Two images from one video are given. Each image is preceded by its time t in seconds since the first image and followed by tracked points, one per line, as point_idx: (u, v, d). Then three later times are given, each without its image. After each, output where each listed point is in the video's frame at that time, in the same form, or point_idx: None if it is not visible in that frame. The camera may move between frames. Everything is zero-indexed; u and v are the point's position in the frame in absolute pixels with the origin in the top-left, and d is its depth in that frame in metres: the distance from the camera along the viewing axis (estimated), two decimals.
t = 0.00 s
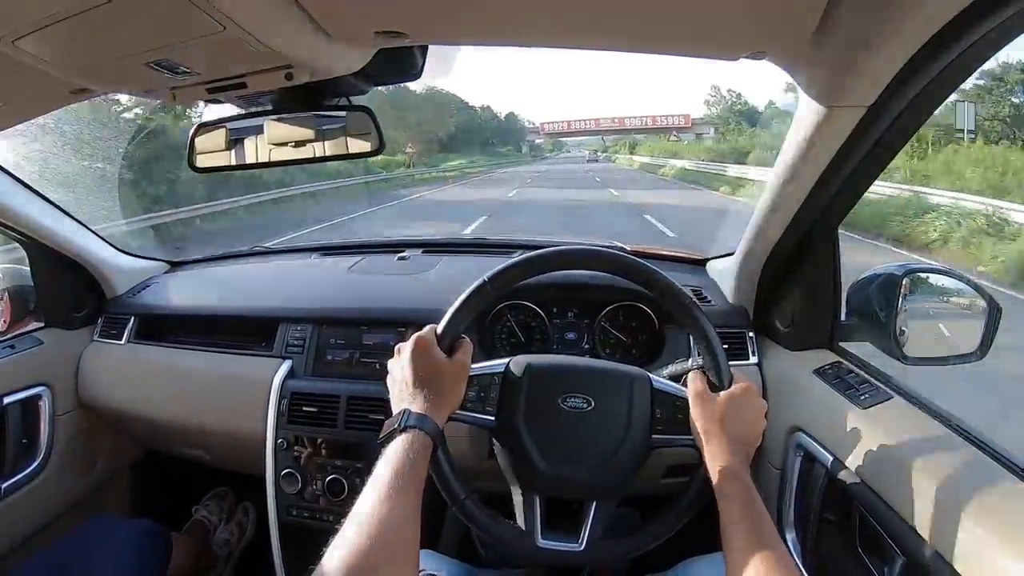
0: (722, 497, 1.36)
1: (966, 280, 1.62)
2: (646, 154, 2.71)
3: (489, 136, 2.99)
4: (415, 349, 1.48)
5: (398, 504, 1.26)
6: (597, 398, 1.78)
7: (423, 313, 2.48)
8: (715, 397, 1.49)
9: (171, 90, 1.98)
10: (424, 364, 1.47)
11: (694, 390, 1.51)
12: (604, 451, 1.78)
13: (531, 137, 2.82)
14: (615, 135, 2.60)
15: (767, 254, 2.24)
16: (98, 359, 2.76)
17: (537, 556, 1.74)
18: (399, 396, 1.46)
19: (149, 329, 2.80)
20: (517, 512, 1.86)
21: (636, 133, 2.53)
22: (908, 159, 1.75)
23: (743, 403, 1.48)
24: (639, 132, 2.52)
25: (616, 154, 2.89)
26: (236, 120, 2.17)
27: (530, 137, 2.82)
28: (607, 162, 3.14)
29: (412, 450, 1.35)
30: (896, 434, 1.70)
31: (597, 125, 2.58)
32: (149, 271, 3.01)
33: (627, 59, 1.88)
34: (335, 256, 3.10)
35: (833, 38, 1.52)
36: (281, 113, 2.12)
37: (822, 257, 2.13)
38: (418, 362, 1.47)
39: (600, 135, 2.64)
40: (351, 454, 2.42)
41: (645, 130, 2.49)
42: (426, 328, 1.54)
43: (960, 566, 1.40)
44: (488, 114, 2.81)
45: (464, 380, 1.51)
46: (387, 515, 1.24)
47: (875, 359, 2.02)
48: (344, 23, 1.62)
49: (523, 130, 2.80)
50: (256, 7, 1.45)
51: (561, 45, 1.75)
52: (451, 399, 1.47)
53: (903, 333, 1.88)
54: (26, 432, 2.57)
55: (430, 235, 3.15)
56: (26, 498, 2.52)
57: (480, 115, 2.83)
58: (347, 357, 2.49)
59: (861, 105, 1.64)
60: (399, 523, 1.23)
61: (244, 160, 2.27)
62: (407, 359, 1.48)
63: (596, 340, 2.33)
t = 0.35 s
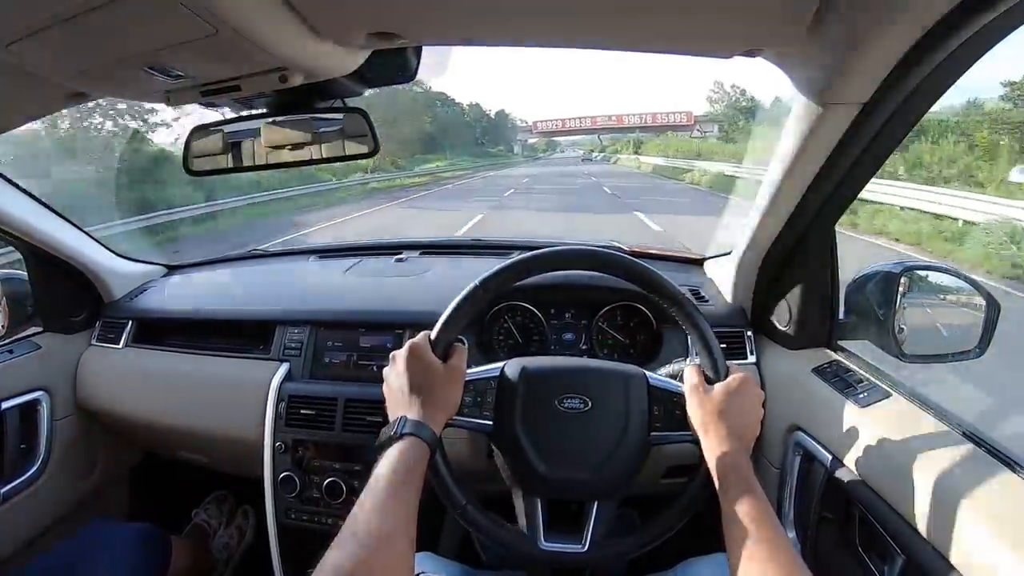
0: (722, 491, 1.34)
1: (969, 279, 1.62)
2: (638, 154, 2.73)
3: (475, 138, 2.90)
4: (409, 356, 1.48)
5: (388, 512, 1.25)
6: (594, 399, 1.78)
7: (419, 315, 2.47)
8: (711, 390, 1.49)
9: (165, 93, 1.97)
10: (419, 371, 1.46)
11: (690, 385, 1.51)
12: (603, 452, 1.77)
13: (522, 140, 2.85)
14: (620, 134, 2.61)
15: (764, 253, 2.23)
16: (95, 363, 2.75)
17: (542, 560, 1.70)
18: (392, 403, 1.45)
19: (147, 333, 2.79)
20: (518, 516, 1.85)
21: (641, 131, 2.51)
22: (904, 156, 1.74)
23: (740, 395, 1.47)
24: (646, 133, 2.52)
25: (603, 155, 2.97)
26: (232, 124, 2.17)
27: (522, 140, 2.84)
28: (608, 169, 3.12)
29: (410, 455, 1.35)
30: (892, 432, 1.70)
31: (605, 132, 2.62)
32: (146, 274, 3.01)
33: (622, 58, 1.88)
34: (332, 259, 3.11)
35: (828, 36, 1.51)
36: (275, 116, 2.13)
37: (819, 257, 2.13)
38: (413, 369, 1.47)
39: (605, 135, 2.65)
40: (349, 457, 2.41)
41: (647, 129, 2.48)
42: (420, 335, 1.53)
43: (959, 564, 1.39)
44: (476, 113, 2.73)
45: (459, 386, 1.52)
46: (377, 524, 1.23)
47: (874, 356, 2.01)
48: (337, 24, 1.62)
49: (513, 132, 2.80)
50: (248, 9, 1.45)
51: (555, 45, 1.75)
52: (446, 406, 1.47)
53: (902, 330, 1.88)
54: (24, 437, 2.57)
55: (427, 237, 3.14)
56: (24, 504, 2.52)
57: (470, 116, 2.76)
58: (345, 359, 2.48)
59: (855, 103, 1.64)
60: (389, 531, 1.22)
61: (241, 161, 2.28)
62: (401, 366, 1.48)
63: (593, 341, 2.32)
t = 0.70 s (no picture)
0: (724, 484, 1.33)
1: (969, 273, 1.63)
2: (647, 152, 2.65)
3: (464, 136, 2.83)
4: (408, 353, 1.47)
5: (395, 504, 1.25)
6: (594, 395, 1.77)
7: (418, 313, 2.46)
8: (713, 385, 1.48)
9: (160, 92, 1.96)
10: (417, 370, 1.45)
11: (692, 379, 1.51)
12: (603, 448, 1.76)
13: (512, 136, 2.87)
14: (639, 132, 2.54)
15: (763, 248, 2.22)
16: (93, 364, 2.74)
17: (540, 558, 1.68)
18: (392, 402, 1.44)
19: (144, 333, 2.78)
20: (518, 513, 1.82)
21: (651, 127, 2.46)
22: (905, 148, 1.73)
23: (742, 389, 1.47)
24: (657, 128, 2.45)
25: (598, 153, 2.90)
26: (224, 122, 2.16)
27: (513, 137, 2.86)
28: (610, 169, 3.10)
29: (410, 454, 1.34)
30: (894, 426, 1.69)
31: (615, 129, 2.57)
32: (143, 275, 3.00)
33: (618, 52, 1.87)
34: (330, 257, 3.09)
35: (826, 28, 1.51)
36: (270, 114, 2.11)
37: (819, 251, 2.13)
38: (412, 366, 1.46)
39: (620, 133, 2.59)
40: (349, 456, 2.40)
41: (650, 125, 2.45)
42: (418, 333, 1.53)
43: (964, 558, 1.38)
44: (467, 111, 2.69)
45: (459, 384, 1.50)
46: (384, 515, 1.23)
47: (874, 350, 2.00)
48: (333, 20, 1.61)
49: (503, 129, 2.83)
50: (243, 5, 1.44)
51: (552, 40, 1.74)
52: (445, 405, 1.45)
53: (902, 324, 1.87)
54: (22, 440, 2.55)
55: (424, 235, 3.13)
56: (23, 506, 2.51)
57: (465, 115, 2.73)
58: (343, 358, 2.47)
59: (854, 96, 1.63)
60: (395, 522, 1.23)
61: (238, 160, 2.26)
62: (399, 365, 1.47)
63: (593, 337, 2.31)
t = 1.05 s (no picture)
0: (720, 484, 1.35)
1: (961, 273, 1.63)
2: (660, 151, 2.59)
3: (454, 134, 2.86)
4: (405, 354, 1.47)
5: (393, 492, 1.28)
6: (591, 396, 1.79)
7: (415, 314, 2.47)
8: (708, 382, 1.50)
9: (159, 95, 1.97)
10: (414, 371, 1.47)
11: (687, 377, 1.52)
12: (600, 449, 1.78)
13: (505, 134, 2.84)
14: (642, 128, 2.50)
15: (759, 249, 2.24)
16: (92, 365, 2.75)
17: (540, 556, 1.71)
18: (388, 403, 1.45)
19: (143, 335, 2.79)
20: (517, 515, 1.85)
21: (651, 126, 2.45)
22: (898, 151, 1.75)
23: (737, 387, 1.48)
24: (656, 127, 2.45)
25: (597, 151, 2.97)
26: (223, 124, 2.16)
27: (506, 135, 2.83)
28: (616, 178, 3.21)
29: (410, 454, 1.35)
30: (889, 426, 1.71)
31: (620, 126, 2.53)
32: (142, 276, 3.01)
33: (615, 55, 1.88)
34: (329, 258, 3.10)
35: (821, 32, 1.52)
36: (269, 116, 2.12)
37: (814, 251, 2.14)
38: (409, 368, 1.46)
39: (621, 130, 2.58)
40: (348, 457, 2.42)
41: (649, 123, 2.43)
42: (415, 334, 1.54)
43: (957, 557, 1.40)
44: (456, 105, 2.67)
45: (455, 385, 1.52)
46: (382, 502, 1.26)
47: (870, 351, 2.01)
48: (331, 24, 1.62)
49: (496, 126, 2.78)
50: (241, 10, 1.45)
51: (550, 43, 1.75)
52: (442, 406, 1.47)
53: (897, 324, 1.89)
54: (22, 441, 2.57)
55: (422, 236, 3.14)
56: (23, 506, 2.52)
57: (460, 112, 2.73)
58: (342, 358, 2.48)
59: (848, 99, 1.65)
60: (393, 510, 1.26)
61: (235, 163, 2.26)
62: (395, 366, 1.48)
63: (590, 338, 2.32)
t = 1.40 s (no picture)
0: (719, 482, 1.36)
1: (956, 273, 1.66)
2: (665, 154, 2.59)
3: (441, 133, 2.87)
4: (404, 358, 1.48)
5: (398, 492, 1.29)
6: (591, 397, 1.79)
7: (415, 316, 2.48)
8: (708, 382, 1.50)
9: (159, 97, 1.97)
10: (414, 374, 1.47)
11: (687, 377, 1.53)
12: (600, 450, 1.78)
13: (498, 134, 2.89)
14: (647, 129, 2.51)
15: (758, 250, 2.25)
16: (91, 368, 2.75)
17: (540, 558, 1.72)
18: (387, 404, 1.46)
19: (143, 337, 2.79)
20: (517, 518, 1.86)
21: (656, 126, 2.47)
22: (896, 153, 1.76)
23: (737, 387, 1.49)
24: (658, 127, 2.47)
25: (598, 154, 2.96)
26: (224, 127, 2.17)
27: (499, 136, 2.88)
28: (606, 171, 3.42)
29: (411, 457, 1.35)
30: (888, 426, 1.71)
31: (628, 127, 2.53)
32: (141, 278, 3.01)
33: (614, 57, 1.89)
34: (328, 260, 3.10)
35: (820, 35, 1.52)
36: (270, 119, 2.13)
37: (812, 253, 2.15)
38: (409, 370, 1.47)
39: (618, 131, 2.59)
40: (347, 459, 2.42)
41: (654, 122, 2.43)
42: (415, 338, 1.54)
43: (956, 557, 1.41)
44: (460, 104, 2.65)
45: (455, 388, 1.53)
46: (387, 501, 1.27)
47: (868, 352, 2.02)
48: (331, 27, 1.62)
49: (491, 125, 2.84)
50: (242, 13, 1.45)
51: (549, 46, 1.76)
52: (442, 407, 1.48)
53: (895, 325, 1.89)
54: (21, 444, 2.56)
55: (421, 238, 3.14)
56: (22, 509, 2.51)
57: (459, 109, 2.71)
58: (342, 361, 2.48)
59: (847, 101, 1.65)
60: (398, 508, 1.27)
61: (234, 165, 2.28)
62: (396, 369, 1.48)
63: (589, 340, 2.32)
